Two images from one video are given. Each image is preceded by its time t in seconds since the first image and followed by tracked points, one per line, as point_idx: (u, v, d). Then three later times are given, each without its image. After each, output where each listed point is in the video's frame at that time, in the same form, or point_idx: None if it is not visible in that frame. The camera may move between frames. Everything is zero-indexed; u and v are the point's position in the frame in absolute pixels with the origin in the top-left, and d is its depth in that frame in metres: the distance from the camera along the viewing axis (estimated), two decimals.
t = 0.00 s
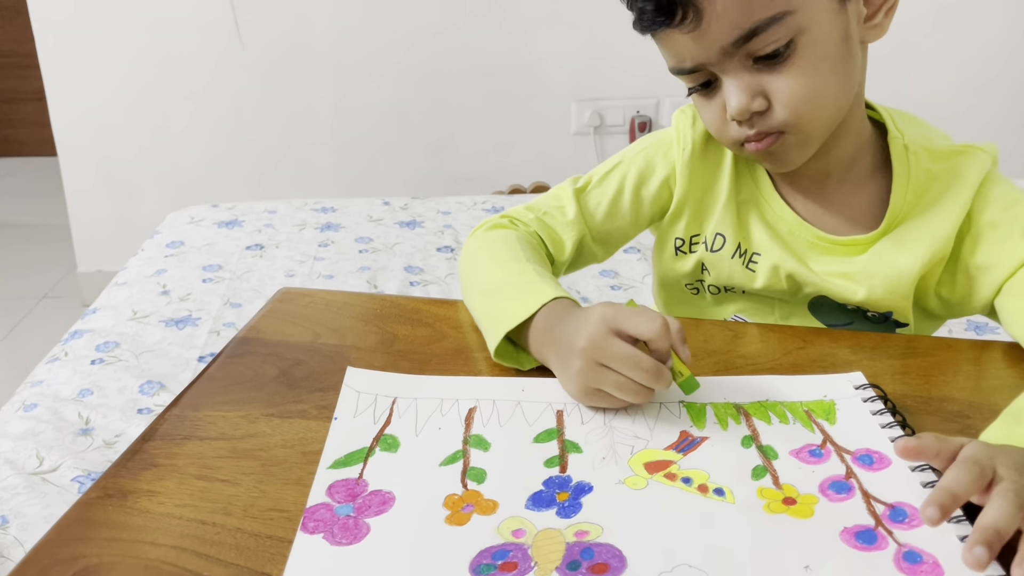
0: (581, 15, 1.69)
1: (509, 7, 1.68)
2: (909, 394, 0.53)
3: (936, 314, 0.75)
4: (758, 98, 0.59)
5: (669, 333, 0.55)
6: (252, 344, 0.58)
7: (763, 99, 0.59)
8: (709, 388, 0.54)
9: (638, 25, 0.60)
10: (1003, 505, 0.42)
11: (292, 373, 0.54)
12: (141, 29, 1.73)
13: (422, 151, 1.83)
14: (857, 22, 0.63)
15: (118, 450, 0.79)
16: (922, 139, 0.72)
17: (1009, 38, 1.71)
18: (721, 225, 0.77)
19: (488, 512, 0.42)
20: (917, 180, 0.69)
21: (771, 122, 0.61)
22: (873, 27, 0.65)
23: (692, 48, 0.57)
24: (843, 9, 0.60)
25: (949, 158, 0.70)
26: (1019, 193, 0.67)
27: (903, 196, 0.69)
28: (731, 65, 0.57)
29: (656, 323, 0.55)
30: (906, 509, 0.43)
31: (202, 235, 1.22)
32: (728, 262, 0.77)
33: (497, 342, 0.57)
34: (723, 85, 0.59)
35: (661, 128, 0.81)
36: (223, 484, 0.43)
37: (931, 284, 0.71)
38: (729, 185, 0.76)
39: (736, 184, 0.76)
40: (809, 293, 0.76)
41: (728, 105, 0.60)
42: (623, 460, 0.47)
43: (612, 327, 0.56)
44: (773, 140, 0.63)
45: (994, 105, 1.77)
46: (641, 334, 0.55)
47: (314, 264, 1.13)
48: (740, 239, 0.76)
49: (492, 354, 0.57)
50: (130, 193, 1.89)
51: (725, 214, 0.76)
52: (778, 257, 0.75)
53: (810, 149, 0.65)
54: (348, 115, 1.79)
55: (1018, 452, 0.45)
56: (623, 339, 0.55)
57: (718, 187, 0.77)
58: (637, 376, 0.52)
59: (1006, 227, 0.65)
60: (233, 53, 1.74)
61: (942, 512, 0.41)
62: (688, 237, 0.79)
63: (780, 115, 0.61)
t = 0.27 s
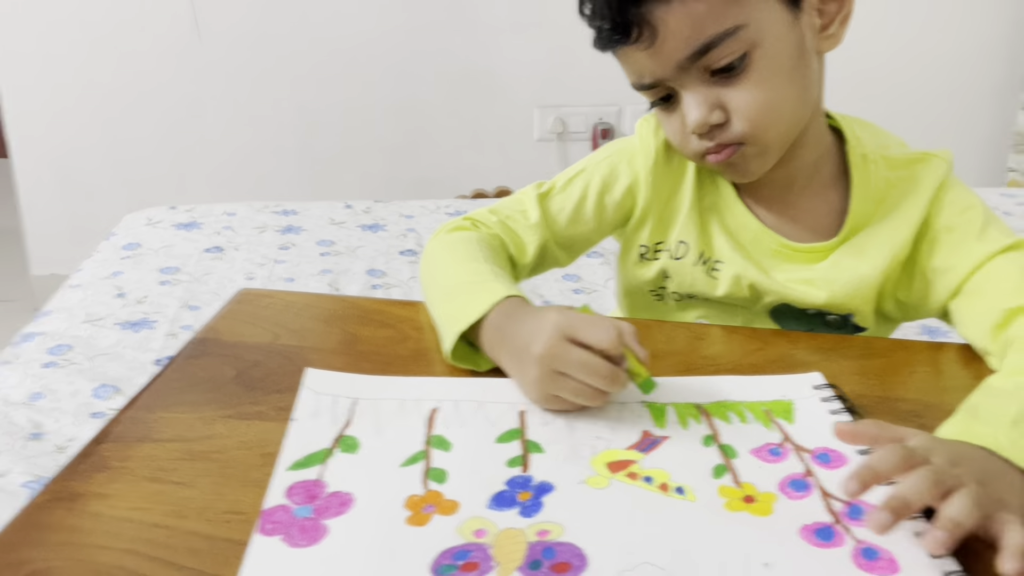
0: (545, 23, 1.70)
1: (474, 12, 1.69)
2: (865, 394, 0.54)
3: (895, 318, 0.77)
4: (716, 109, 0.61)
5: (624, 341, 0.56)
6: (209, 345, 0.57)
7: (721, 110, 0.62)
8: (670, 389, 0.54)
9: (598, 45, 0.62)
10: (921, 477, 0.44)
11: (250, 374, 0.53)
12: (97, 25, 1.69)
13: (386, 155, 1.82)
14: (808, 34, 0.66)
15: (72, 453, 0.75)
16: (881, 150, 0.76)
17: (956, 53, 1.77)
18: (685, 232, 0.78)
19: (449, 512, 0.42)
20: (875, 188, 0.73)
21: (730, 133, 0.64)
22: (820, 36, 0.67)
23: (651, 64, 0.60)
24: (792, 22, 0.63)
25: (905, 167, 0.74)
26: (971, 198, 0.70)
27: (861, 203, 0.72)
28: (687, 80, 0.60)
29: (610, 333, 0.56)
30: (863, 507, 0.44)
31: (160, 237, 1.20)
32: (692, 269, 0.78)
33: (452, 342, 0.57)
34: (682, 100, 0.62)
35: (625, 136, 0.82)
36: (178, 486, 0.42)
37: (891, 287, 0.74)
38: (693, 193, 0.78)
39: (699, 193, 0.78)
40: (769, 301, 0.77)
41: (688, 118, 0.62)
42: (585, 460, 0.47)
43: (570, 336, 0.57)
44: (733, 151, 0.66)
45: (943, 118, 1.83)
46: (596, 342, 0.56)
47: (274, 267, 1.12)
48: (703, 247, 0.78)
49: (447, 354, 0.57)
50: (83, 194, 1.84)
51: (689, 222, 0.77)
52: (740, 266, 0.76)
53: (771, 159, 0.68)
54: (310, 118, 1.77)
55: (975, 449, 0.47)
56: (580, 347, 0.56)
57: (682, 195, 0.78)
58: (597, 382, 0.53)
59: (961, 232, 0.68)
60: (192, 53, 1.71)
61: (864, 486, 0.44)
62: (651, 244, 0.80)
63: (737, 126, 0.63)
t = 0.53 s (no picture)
0: (505, 38, 1.73)
1: (435, 26, 1.71)
2: (803, 395, 0.57)
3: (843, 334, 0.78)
4: (683, 171, 0.59)
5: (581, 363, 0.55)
6: (171, 349, 0.58)
7: (689, 172, 0.60)
8: (619, 391, 0.57)
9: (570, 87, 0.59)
10: (849, 465, 0.46)
11: (211, 378, 0.54)
12: (54, 32, 1.67)
13: (347, 166, 1.83)
14: (786, 96, 0.63)
15: (27, 461, 0.75)
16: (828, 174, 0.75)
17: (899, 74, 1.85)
18: (640, 261, 0.80)
19: (406, 508, 0.44)
20: (822, 215, 0.72)
21: (695, 191, 0.62)
22: (801, 99, 0.65)
23: (622, 119, 0.57)
24: (772, 86, 0.61)
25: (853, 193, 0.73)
26: (914, 218, 0.72)
27: (809, 230, 0.73)
28: (657, 138, 0.58)
29: (570, 356, 0.55)
30: (796, 500, 0.47)
31: (118, 245, 1.19)
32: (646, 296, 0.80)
33: (412, 349, 0.59)
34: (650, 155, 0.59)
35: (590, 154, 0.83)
36: (141, 486, 0.43)
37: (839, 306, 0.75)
38: (649, 223, 0.79)
39: (655, 222, 0.79)
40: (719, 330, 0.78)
41: (655, 175, 0.60)
42: (536, 458, 0.50)
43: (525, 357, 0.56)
44: (695, 206, 0.64)
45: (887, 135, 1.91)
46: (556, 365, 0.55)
47: (234, 276, 1.12)
48: (657, 276, 0.79)
49: (408, 361, 0.59)
50: (37, 201, 1.82)
51: (644, 251, 0.79)
52: (692, 298, 0.78)
53: (731, 211, 0.67)
54: (271, 128, 1.77)
55: (908, 447, 0.50)
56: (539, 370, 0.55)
57: (637, 223, 0.80)
58: (554, 407, 0.53)
59: (906, 251, 0.70)
60: (151, 61, 1.70)
61: (777, 478, 0.45)
62: (607, 269, 0.82)
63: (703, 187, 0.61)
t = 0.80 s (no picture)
0: (492, 54, 1.75)
1: (424, 41, 1.72)
2: (798, 410, 0.58)
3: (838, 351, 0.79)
4: (692, 213, 0.60)
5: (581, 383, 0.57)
6: (169, 364, 0.58)
7: (698, 215, 0.60)
8: (618, 407, 0.58)
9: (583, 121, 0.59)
10: (844, 466, 0.47)
11: (211, 393, 0.54)
12: (39, 44, 1.66)
13: (335, 180, 1.83)
14: (795, 138, 0.64)
15: (19, 476, 0.74)
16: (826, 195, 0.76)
17: (881, 92, 1.88)
18: (640, 281, 0.81)
19: (410, 522, 0.44)
20: (818, 234, 0.74)
21: (702, 230, 0.63)
22: (808, 140, 0.65)
23: (637, 160, 0.57)
24: (784, 132, 0.61)
25: (848, 213, 0.74)
26: (907, 237, 0.73)
27: (806, 249, 0.74)
28: (671, 182, 0.58)
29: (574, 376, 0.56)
30: (794, 513, 0.47)
31: (107, 259, 1.19)
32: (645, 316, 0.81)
33: (410, 364, 0.59)
34: (660, 196, 0.60)
35: (590, 172, 0.83)
36: (145, 501, 0.43)
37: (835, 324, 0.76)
38: (650, 243, 0.80)
39: (655, 242, 0.80)
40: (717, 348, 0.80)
41: (665, 215, 0.60)
42: (538, 472, 0.50)
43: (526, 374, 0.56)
44: (699, 241, 0.65)
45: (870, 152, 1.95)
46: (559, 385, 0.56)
47: (225, 290, 1.12)
48: (657, 296, 0.81)
49: (406, 377, 0.59)
50: (21, 214, 1.80)
51: (644, 272, 0.81)
52: (692, 318, 0.79)
53: (732, 244, 0.68)
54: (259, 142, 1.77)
55: (903, 461, 0.51)
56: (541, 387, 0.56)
57: (638, 243, 0.81)
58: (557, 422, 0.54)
59: (901, 269, 0.71)
60: (138, 74, 1.70)
61: (774, 484, 0.46)
62: (606, 287, 0.83)
63: (709, 226, 0.62)
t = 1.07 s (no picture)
0: (491, 67, 1.76)
1: (424, 54, 1.74)
2: (794, 422, 0.59)
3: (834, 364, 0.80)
4: (679, 241, 0.61)
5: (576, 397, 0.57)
6: (171, 376, 0.58)
7: (685, 242, 0.61)
8: (617, 419, 0.58)
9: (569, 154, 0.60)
10: (838, 479, 0.48)
11: (213, 405, 0.55)
12: (42, 57, 1.67)
13: (334, 192, 1.84)
14: (780, 160, 0.65)
15: (20, 488, 0.75)
16: (822, 210, 0.76)
17: (877, 106, 1.90)
18: (635, 297, 0.82)
19: (409, 534, 0.45)
20: (815, 249, 0.74)
21: (690, 255, 0.63)
22: (793, 161, 0.66)
23: (622, 193, 0.58)
24: (767, 157, 0.62)
25: (845, 228, 0.75)
26: (903, 252, 0.74)
27: (802, 264, 0.74)
28: (655, 213, 0.59)
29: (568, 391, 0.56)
30: (790, 525, 0.48)
31: (108, 271, 1.19)
32: (641, 330, 0.82)
33: (409, 377, 0.59)
34: (647, 225, 0.61)
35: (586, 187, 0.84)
36: (148, 511, 0.44)
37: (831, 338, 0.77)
38: (644, 260, 0.81)
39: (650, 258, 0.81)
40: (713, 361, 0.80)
41: (652, 243, 0.61)
42: (536, 484, 0.50)
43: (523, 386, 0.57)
44: (687, 266, 0.66)
45: (867, 165, 1.96)
46: (553, 396, 0.56)
47: (225, 301, 1.13)
48: (652, 311, 0.82)
49: (405, 390, 0.60)
50: (21, 226, 1.81)
51: (638, 287, 0.81)
52: (687, 334, 0.80)
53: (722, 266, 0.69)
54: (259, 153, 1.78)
55: (898, 473, 0.51)
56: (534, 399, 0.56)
57: (632, 260, 0.82)
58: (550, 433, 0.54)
59: (897, 285, 0.71)
60: (139, 86, 1.71)
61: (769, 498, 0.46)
62: (602, 303, 0.84)
63: (696, 251, 0.63)
